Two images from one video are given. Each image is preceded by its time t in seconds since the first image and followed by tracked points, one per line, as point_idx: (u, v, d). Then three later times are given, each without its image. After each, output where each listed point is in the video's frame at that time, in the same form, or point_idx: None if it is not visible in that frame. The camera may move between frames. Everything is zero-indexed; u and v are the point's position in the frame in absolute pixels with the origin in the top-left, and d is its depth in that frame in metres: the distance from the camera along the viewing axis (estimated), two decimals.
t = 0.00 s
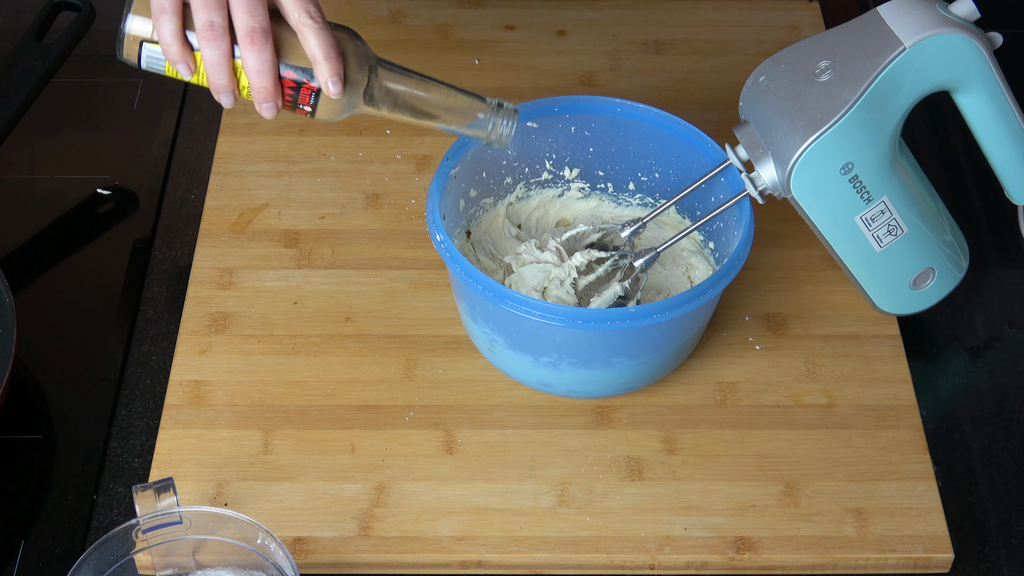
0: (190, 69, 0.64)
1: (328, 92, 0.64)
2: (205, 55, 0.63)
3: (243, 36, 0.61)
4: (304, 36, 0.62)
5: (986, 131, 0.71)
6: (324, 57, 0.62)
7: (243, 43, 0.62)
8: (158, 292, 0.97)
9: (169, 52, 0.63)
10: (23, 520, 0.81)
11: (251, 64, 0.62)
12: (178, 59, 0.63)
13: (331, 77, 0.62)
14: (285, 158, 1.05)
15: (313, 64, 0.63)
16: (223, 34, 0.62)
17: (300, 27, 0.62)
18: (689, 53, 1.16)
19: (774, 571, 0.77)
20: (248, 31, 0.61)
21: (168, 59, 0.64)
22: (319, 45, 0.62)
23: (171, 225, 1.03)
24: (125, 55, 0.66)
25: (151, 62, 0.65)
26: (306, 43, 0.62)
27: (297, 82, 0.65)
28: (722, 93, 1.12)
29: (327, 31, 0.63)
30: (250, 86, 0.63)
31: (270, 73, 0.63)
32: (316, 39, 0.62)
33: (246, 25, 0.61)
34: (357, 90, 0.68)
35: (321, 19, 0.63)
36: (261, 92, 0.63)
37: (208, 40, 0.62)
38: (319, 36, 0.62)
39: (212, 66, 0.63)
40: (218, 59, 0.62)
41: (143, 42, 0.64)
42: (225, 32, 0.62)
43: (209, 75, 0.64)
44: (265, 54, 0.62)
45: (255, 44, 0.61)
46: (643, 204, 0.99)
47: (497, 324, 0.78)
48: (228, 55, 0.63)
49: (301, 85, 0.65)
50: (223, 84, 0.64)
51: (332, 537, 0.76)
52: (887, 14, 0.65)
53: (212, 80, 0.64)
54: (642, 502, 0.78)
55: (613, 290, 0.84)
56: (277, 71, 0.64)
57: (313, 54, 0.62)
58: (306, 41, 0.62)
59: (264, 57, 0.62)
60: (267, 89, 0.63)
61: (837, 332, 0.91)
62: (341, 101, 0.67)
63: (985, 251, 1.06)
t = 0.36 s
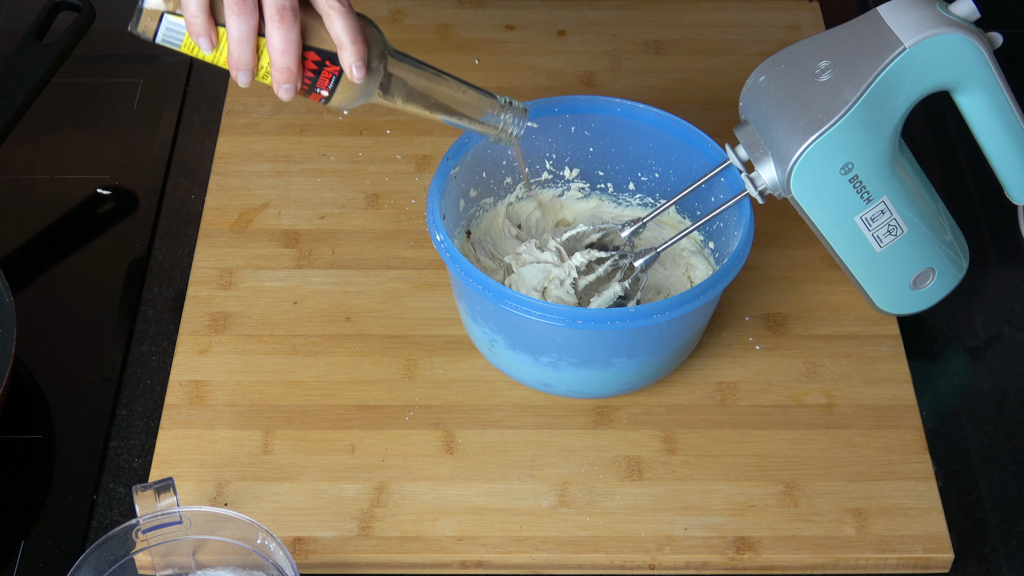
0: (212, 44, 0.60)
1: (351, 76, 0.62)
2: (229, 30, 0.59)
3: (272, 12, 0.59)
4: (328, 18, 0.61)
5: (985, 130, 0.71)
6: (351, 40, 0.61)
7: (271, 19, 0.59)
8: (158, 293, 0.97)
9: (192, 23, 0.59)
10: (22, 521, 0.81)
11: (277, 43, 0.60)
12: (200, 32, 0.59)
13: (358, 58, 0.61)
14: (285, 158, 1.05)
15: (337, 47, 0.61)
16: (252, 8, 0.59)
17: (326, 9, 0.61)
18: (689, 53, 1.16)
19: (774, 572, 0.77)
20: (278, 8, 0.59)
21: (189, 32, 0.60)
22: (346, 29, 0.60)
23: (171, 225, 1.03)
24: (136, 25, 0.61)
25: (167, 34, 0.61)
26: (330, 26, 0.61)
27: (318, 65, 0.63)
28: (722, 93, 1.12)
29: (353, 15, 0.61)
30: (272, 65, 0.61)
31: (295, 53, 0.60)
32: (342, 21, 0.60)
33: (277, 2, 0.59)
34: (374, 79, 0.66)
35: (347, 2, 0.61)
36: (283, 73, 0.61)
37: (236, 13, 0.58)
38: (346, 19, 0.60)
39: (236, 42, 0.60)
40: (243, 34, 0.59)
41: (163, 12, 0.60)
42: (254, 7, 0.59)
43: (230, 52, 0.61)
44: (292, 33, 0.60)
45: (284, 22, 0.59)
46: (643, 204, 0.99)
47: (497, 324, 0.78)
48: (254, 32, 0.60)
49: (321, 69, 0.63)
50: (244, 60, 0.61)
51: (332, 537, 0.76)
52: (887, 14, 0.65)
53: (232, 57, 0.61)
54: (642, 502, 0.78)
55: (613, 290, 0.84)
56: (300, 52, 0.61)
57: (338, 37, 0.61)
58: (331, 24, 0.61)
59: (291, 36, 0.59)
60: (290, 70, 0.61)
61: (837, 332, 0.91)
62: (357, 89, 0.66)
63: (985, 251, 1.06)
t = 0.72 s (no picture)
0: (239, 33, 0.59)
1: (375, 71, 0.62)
2: (257, 20, 0.59)
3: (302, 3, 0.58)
4: (354, 12, 0.61)
5: (985, 131, 0.71)
6: (377, 35, 0.60)
7: (300, 11, 0.58)
8: (158, 293, 0.97)
9: (219, 12, 0.58)
10: (22, 521, 0.81)
11: (305, 35, 0.59)
12: (227, 21, 0.58)
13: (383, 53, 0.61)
14: (286, 158, 1.05)
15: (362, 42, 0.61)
16: None
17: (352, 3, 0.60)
18: (688, 52, 1.16)
19: (774, 571, 0.77)
20: None
21: (213, 21, 0.59)
22: (372, 23, 0.60)
23: (171, 225, 1.03)
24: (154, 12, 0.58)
25: (189, 24, 0.59)
26: (355, 20, 0.61)
27: (341, 60, 0.63)
28: (722, 93, 1.12)
29: (377, 10, 0.61)
30: (298, 58, 0.60)
31: (321, 46, 0.60)
32: (368, 16, 0.60)
33: None
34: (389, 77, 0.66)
35: None
36: (309, 66, 0.60)
37: (266, 3, 0.58)
38: (371, 14, 0.60)
39: (263, 32, 0.59)
40: (271, 25, 0.59)
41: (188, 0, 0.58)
42: None
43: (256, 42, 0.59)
44: (320, 26, 0.59)
45: (313, 14, 0.58)
46: (643, 204, 0.99)
47: (496, 324, 0.78)
48: (281, 23, 0.59)
49: (344, 63, 0.63)
50: (269, 51, 0.60)
51: (332, 537, 0.76)
52: (887, 14, 0.65)
53: (257, 47, 0.60)
54: (641, 501, 0.78)
55: (612, 290, 0.84)
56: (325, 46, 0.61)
57: (363, 32, 0.61)
58: (357, 18, 0.61)
59: (318, 28, 0.59)
60: (315, 63, 0.60)
61: (837, 332, 0.91)
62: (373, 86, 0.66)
63: (985, 251, 1.06)
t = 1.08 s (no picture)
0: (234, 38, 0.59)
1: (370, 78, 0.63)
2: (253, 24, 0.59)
3: (298, 8, 0.58)
4: (350, 18, 0.61)
5: (986, 131, 0.71)
6: (373, 42, 0.61)
7: (297, 16, 0.58)
8: (158, 293, 0.97)
9: (216, 16, 0.58)
10: (22, 521, 0.81)
11: (301, 40, 0.59)
12: (224, 25, 0.59)
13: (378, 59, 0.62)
14: (286, 158, 1.05)
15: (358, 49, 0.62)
16: (280, 3, 0.58)
17: (348, 9, 0.61)
18: (688, 52, 1.16)
19: (774, 571, 0.77)
20: (304, 5, 0.58)
21: (210, 25, 0.59)
22: (368, 29, 0.61)
23: (171, 225, 1.03)
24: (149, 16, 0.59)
25: (185, 27, 0.60)
26: (352, 26, 0.61)
27: (337, 65, 0.63)
28: (722, 93, 1.12)
29: (373, 17, 0.61)
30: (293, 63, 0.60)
31: (318, 52, 0.60)
32: (364, 22, 0.61)
33: None
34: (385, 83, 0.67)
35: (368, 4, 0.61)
36: (304, 71, 0.60)
37: (263, 8, 0.58)
38: (367, 20, 0.61)
39: (259, 37, 0.59)
40: (268, 30, 0.59)
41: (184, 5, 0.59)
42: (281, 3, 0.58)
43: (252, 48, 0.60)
44: (317, 31, 0.59)
45: (309, 19, 0.58)
46: (643, 204, 1.00)
47: (496, 324, 0.78)
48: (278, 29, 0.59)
49: (340, 68, 0.63)
50: (265, 57, 0.60)
51: (332, 537, 0.76)
52: (887, 14, 0.65)
53: (253, 52, 0.60)
54: (641, 502, 0.78)
55: (613, 290, 0.84)
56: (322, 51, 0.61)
57: (359, 38, 0.61)
58: (353, 24, 0.61)
59: (315, 34, 0.59)
60: (311, 69, 0.60)
61: (837, 332, 0.91)
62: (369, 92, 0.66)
63: (984, 251, 1.06)
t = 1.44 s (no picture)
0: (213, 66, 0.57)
1: (353, 110, 0.60)
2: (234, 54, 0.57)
3: (279, 38, 0.57)
4: (334, 49, 0.60)
5: (986, 131, 0.71)
6: (357, 73, 0.59)
7: (278, 46, 0.57)
8: (158, 293, 0.97)
9: (195, 44, 0.56)
10: (22, 520, 0.81)
11: (282, 70, 0.57)
12: (202, 53, 0.56)
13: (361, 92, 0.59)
14: (286, 159, 1.05)
15: (341, 81, 0.60)
16: (260, 33, 0.57)
17: (333, 40, 0.60)
18: (688, 53, 1.16)
19: (774, 571, 0.77)
20: (285, 34, 0.57)
21: (190, 54, 0.57)
22: (351, 61, 0.59)
23: (171, 225, 1.03)
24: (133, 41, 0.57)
25: (165, 56, 0.58)
26: (336, 57, 0.60)
27: (320, 96, 0.61)
28: (721, 93, 1.12)
29: (358, 49, 0.60)
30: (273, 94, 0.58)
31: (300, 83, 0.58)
32: (348, 53, 0.59)
33: (285, 28, 0.57)
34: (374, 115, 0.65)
35: (354, 37, 0.60)
36: (285, 103, 0.57)
37: (244, 36, 0.56)
38: (352, 51, 0.59)
39: (240, 66, 0.57)
40: (248, 59, 0.57)
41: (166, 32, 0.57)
42: (262, 33, 0.57)
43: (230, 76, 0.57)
44: (298, 61, 0.57)
45: (291, 49, 0.57)
46: (643, 204, 1.00)
47: (497, 324, 0.78)
48: (258, 59, 0.57)
49: (323, 99, 0.61)
50: (245, 86, 0.57)
51: (332, 537, 0.76)
52: (887, 14, 0.65)
53: (233, 81, 0.57)
54: (641, 502, 0.78)
55: (613, 290, 0.84)
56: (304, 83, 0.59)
57: (342, 69, 0.59)
58: (337, 55, 0.59)
59: (297, 64, 0.57)
60: (293, 99, 0.57)
61: (837, 332, 0.91)
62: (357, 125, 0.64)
63: (984, 251, 1.06)
